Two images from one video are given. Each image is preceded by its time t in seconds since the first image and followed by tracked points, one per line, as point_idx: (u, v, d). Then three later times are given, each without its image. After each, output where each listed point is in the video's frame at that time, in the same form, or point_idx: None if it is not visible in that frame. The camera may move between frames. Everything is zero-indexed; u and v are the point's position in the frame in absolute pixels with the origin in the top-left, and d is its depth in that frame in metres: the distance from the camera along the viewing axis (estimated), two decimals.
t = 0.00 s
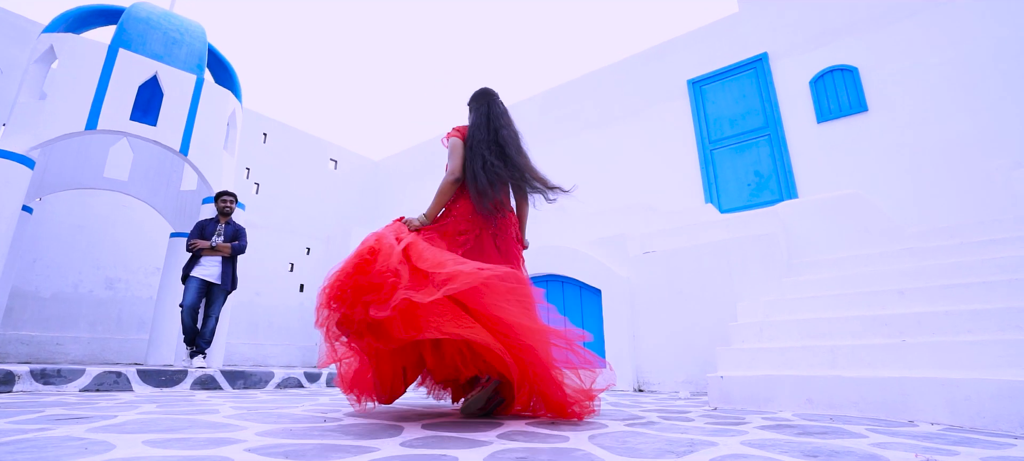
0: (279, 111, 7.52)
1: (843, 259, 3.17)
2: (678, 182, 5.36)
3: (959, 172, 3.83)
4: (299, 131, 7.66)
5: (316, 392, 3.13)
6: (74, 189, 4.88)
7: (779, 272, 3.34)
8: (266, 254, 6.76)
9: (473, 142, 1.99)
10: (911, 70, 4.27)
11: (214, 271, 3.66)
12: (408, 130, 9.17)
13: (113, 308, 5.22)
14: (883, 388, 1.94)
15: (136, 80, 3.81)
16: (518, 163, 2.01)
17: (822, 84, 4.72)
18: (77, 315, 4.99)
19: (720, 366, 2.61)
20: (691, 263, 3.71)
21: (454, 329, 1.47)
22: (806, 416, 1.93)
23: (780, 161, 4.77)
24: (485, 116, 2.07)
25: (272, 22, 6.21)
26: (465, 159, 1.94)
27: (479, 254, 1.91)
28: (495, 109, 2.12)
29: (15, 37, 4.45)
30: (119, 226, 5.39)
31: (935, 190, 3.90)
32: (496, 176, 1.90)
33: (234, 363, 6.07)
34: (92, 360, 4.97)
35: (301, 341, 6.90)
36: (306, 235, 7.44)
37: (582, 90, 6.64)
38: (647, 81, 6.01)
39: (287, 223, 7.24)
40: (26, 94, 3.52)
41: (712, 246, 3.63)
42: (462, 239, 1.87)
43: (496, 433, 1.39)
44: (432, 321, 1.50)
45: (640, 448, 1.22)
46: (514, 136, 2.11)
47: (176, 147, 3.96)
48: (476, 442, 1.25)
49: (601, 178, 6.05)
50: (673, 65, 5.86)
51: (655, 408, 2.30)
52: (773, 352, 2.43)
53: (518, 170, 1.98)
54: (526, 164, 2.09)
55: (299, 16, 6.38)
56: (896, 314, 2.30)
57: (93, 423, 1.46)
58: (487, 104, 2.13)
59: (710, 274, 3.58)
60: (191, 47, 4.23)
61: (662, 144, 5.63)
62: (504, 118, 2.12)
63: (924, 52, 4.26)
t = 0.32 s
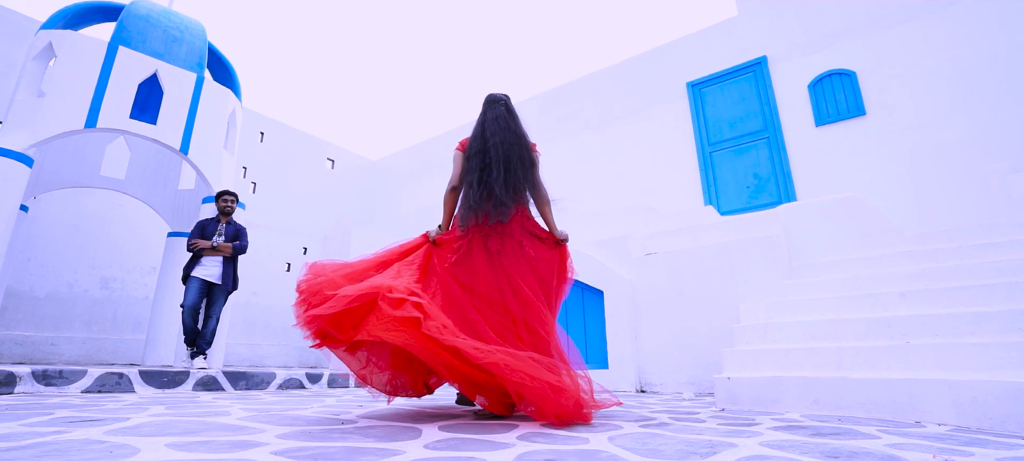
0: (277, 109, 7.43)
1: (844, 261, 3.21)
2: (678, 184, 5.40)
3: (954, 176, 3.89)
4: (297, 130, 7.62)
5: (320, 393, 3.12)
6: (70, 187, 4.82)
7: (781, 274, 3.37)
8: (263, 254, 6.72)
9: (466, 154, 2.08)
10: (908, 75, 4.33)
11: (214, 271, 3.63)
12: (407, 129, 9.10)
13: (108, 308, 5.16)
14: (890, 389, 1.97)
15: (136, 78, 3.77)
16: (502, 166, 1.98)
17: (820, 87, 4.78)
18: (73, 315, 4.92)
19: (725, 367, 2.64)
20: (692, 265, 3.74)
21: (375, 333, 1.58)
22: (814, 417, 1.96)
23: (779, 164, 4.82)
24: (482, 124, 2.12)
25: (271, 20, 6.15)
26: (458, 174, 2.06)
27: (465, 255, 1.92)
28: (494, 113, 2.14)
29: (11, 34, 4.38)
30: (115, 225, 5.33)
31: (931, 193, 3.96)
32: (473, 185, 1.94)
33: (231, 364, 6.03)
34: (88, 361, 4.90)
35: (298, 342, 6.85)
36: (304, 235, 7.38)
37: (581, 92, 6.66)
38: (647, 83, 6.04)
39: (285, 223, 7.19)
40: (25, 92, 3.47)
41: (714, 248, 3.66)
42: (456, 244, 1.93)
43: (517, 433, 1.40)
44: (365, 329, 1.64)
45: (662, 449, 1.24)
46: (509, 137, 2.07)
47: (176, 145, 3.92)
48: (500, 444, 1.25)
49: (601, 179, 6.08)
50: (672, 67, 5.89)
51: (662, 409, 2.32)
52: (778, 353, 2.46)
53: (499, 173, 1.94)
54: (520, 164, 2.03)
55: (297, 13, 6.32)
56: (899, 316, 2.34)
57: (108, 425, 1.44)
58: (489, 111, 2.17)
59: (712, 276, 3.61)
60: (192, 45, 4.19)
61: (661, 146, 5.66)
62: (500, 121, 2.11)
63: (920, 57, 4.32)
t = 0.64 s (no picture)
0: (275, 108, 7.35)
1: (845, 264, 3.25)
2: (678, 186, 5.44)
3: (950, 181, 3.96)
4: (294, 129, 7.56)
5: (325, 395, 3.10)
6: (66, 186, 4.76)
7: (783, 277, 3.41)
8: (261, 254, 6.67)
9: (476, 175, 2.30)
10: (906, 81, 4.40)
11: (216, 272, 3.60)
12: (405, 129, 9.06)
13: (103, 308, 5.09)
14: (897, 391, 2.00)
15: (136, 76, 3.74)
16: (484, 181, 2.10)
17: (819, 92, 4.84)
18: (68, 315, 4.86)
19: (732, 369, 2.66)
20: (695, 267, 3.76)
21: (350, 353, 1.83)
22: (823, 419, 1.99)
23: (777, 167, 4.87)
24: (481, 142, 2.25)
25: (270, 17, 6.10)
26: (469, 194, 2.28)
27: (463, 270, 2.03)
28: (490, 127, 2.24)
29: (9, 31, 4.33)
30: (111, 224, 5.27)
31: (928, 198, 4.03)
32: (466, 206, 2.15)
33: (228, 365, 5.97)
34: (83, 361, 4.84)
35: (296, 342, 6.79)
36: (302, 235, 7.32)
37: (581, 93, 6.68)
38: (647, 85, 6.08)
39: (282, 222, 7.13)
40: (23, 89, 3.40)
41: (717, 250, 3.69)
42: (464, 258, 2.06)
43: (538, 437, 1.41)
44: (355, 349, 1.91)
45: (685, 452, 1.26)
46: (496, 147, 2.13)
47: (177, 144, 3.89)
48: (524, 448, 1.26)
49: (601, 180, 6.10)
50: (672, 70, 5.93)
51: (671, 411, 2.34)
52: (785, 355, 2.48)
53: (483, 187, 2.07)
54: (502, 170, 2.05)
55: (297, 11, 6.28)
56: (902, 319, 2.38)
57: (125, 429, 1.43)
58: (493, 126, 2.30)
59: (715, 278, 3.64)
60: (192, 43, 4.16)
61: (661, 148, 5.70)
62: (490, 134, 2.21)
63: (917, 63, 4.39)
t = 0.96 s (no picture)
0: (273, 107, 7.30)
1: (846, 267, 3.30)
2: (678, 188, 5.47)
3: (946, 186, 4.04)
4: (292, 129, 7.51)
5: (330, 397, 3.08)
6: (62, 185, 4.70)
7: (784, 279, 3.44)
8: (258, 254, 6.62)
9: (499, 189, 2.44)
10: (903, 86, 4.47)
11: (218, 273, 3.57)
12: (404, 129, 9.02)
13: (99, 309, 5.04)
14: (903, 394, 2.04)
15: (138, 75, 3.70)
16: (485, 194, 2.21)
17: (817, 96, 4.90)
18: (63, 316, 4.79)
19: (738, 372, 2.69)
20: (696, 269, 3.80)
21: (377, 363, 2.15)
22: (831, 421, 2.02)
23: (776, 170, 4.93)
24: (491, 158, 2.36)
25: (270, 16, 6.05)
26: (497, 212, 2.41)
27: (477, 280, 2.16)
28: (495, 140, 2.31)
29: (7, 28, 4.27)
30: (107, 223, 5.21)
31: (924, 202, 4.10)
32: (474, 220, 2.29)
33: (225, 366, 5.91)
34: (79, 362, 4.77)
35: (293, 343, 6.73)
36: (299, 235, 7.26)
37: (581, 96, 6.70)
38: (646, 88, 6.12)
39: (280, 222, 7.08)
40: (22, 88, 3.35)
41: (719, 253, 3.72)
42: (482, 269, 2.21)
43: (560, 441, 1.44)
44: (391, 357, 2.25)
45: (708, 455, 1.29)
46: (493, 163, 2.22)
47: (178, 144, 3.86)
48: (548, 453, 1.29)
49: (601, 182, 6.13)
50: (671, 73, 5.98)
51: (680, 413, 2.36)
52: (790, 358, 2.51)
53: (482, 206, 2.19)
54: (495, 184, 2.13)
55: (297, 10, 6.24)
56: (905, 322, 2.42)
57: (146, 434, 1.43)
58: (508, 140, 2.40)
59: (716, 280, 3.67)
60: (193, 43, 4.12)
61: (661, 151, 5.74)
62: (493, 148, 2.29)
63: (914, 69, 4.46)
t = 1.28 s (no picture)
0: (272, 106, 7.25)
1: (847, 271, 3.34)
2: (678, 191, 5.51)
3: (943, 191, 4.11)
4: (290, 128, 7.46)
5: (336, 400, 3.06)
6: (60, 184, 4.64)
7: (787, 283, 3.48)
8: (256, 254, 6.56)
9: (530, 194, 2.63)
10: (901, 92, 4.54)
11: (222, 274, 3.54)
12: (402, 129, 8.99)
13: (96, 308, 4.97)
14: (910, 395, 2.07)
15: (140, 73, 3.67)
16: (501, 201, 2.42)
17: (816, 101, 4.96)
18: (59, 316, 4.73)
19: (745, 374, 2.71)
20: (700, 272, 3.83)
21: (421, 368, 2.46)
22: (841, 424, 2.05)
23: (776, 174, 4.98)
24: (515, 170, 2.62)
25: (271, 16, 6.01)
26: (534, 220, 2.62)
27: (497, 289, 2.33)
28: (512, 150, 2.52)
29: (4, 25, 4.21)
30: (104, 223, 5.15)
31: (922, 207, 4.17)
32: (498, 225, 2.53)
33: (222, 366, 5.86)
34: (74, 363, 4.70)
35: (290, 344, 6.67)
36: (296, 235, 7.21)
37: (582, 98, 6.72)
38: (647, 91, 6.15)
39: (278, 222, 7.03)
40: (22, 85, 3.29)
41: (722, 256, 3.75)
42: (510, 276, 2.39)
43: (583, 445, 1.47)
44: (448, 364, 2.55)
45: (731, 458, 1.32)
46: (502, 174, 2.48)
47: (180, 144, 3.82)
48: (575, 457, 1.31)
49: (602, 184, 6.15)
50: (672, 76, 6.02)
51: (690, 415, 2.37)
52: (797, 361, 2.54)
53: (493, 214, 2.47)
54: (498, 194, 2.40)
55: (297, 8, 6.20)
56: (909, 326, 2.46)
57: (167, 439, 1.42)
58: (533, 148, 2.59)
59: (720, 283, 3.71)
60: (196, 41, 4.08)
61: (661, 154, 5.78)
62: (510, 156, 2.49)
63: (912, 76, 4.53)
